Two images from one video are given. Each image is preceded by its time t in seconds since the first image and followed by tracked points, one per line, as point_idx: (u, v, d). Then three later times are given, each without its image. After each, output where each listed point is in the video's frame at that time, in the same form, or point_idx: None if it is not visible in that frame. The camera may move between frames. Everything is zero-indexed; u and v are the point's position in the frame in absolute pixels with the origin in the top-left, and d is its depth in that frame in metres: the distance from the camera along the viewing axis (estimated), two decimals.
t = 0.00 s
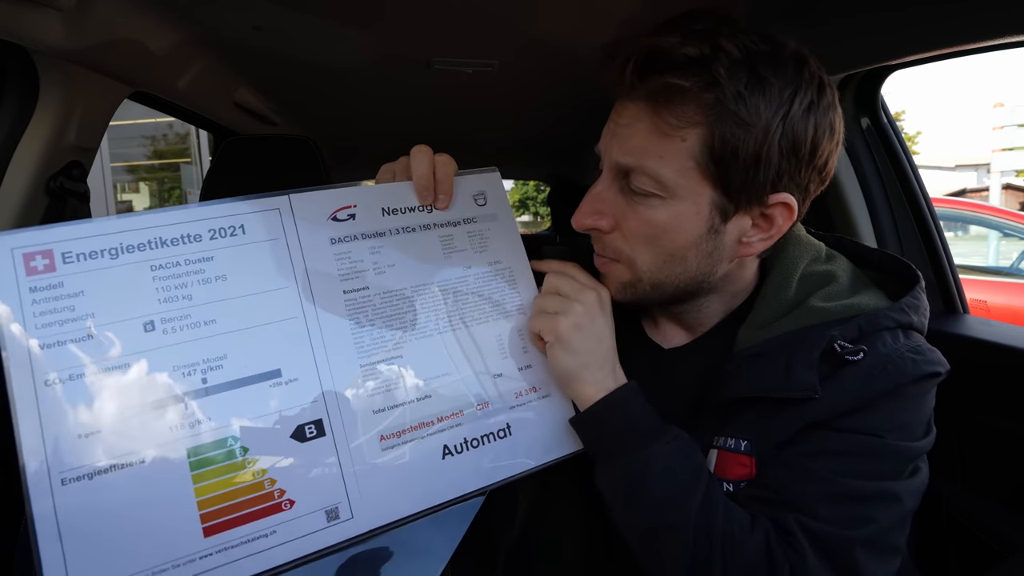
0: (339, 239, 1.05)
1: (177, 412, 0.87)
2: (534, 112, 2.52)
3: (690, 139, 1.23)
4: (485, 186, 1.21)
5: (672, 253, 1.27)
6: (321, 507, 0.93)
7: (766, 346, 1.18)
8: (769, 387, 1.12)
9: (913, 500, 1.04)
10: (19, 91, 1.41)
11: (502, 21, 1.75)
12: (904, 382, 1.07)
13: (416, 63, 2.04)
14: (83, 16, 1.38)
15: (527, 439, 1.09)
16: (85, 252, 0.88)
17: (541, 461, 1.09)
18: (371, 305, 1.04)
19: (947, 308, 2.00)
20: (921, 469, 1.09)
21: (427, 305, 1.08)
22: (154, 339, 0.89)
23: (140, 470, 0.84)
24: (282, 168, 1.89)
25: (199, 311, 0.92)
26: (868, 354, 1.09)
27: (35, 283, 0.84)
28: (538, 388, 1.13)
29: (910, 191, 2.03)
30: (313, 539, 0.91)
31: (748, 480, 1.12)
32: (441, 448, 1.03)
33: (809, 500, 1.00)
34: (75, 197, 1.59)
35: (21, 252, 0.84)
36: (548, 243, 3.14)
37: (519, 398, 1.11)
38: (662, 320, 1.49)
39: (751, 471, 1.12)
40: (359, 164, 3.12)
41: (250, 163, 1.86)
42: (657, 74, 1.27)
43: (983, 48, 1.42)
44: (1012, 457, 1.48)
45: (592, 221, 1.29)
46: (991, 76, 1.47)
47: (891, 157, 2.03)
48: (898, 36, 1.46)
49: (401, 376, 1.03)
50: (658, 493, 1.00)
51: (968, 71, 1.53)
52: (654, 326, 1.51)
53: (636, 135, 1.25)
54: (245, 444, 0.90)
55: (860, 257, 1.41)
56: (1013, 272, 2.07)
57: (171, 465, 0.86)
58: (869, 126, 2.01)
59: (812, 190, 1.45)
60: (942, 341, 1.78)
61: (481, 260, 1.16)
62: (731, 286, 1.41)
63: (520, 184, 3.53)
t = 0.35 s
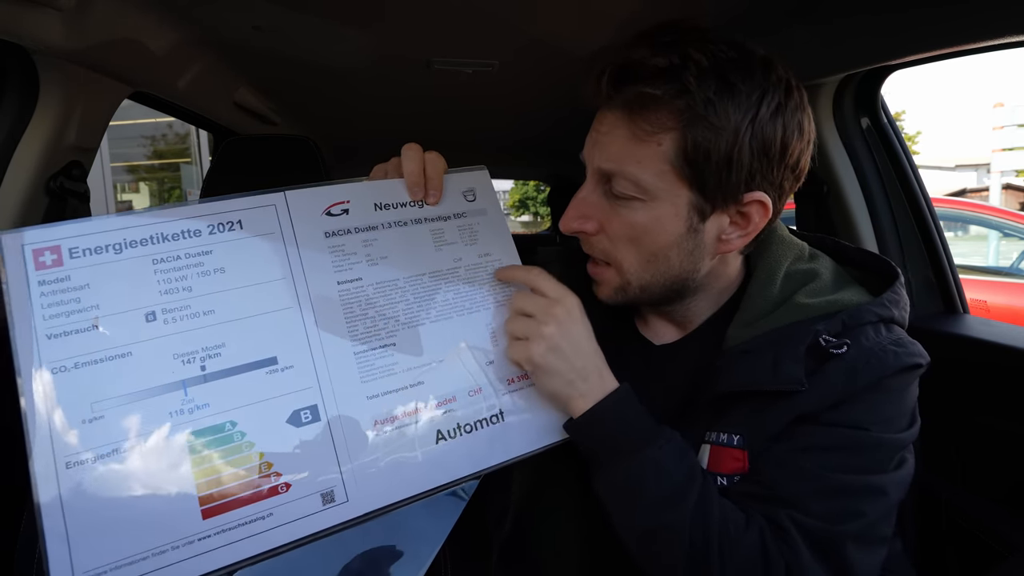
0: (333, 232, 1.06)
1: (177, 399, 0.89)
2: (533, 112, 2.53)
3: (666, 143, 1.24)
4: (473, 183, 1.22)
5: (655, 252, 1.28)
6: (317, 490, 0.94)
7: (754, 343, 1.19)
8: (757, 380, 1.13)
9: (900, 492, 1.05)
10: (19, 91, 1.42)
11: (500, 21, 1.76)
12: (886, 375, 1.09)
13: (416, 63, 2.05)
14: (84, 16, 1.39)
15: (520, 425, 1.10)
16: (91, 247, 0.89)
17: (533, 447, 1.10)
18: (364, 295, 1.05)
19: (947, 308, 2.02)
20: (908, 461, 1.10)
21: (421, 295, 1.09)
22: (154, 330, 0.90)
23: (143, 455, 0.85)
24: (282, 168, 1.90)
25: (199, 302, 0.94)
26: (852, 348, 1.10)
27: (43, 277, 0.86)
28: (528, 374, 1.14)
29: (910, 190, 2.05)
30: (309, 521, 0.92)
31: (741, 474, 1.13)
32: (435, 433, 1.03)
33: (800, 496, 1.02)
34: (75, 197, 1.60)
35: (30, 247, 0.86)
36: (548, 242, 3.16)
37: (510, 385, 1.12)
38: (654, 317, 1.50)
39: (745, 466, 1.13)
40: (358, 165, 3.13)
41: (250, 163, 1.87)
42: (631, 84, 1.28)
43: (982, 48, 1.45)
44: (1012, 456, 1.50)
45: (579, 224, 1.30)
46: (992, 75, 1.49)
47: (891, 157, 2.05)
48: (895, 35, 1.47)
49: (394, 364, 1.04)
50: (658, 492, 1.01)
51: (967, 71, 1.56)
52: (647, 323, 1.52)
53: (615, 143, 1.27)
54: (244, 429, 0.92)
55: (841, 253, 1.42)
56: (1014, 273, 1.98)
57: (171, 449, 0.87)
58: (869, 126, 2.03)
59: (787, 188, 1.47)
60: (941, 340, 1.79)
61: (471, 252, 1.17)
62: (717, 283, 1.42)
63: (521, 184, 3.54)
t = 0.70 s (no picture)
0: (333, 238, 1.07)
1: (183, 404, 0.90)
2: (533, 112, 2.54)
3: (664, 147, 1.25)
4: (474, 186, 1.23)
5: (655, 252, 1.29)
6: (320, 493, 0.95)
7: (753, 342, 1.21)
8: (757, 378, 1.14)
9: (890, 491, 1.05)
10: (19, 91, 1.43)
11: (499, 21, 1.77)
12: (880, 375, 1.09)
13: (415, 62, 2.06)
14: (84, 15, 1.40)
15: (518, 428, 1.11)
16: (96, 254, 0.90)
17: (530, 449, 1.11)
18: (364, 301, 1.06)
19: (947, 308, 2.03)
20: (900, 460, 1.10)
21: (421, 302, 1.10)
22: (159, 336, 0.91)
23: (150, 458, 0.86)
24: (282, 168, 1.91)
25: (203, 309, 0.94)
26: (847, 347, 1.12)
27: (49, 285, 0.87)
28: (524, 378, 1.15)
29: (910, 191, 2.06)
30: (312, 522, 0.93)
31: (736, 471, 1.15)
32: (434, 438, 1.04)
33: (791, 492, 1.03)
34: (75, 197, 1.60)
35: (35, 255, 0.87)
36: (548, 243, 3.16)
37: (508, 390, 1.13)
38: (652, 316, 1.51)
39: (740, 462, 1.15)
40: (358, 165, 3.14)
41: (250, 163, 1.88)
42: (628, 88, 1.29)
43: (982, 48, 1.45)
44: (1010, 456, 1.50)
45: (579, 226, 1.31)
46: (993, 75, 1.51)
47: (891, 157, 2.06)
48: (892, 34, 1.47)
49: (394, 370, 1.04)
50: (649, 488, 1.02)
51: (968, 71, 1.57)
52: (645, 322, 1.53)
53: (614, 145, 1.28)
54: (248, 433, 0.92)
55: (839, 254, 1.43)
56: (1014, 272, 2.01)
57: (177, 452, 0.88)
58: (869, 126, 2.05)
59: (784, 189, 1.47)
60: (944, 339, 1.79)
61: (471, 257, 1.17)
62: (715, 282, 1.43)
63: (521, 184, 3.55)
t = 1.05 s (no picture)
0: (329, 235, 1.05)
1: (170, 407, 0.89)
2: (534, 112, 2.53)
3: (683, 144, 1.23)
4: (479, 181, 1.21)
5: (669, 253, 1.28)
6: (309, 499, 0.94)
7: (765, 345, 1.18)
8: (770, 384, 1.12)
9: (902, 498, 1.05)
10: (19, 92, 1.42)
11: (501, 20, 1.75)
12: (894, 380, 1.08)
13: (416, 62, 2.04)
14: (84, 15, 1.38)
15: (517, 435, 1.10)
16: (81, 248, 0.89)
17: (530, 457, 1.10)
18: (359, 301, 1.04)
19: (947, 307, 2.01)
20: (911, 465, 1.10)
21: (418, 303, 1.08)
22: (147, 335, 0.90)
23: (135, 461, 0.86)
24: (282, 168, 1.90)
25: (192, 307, 0.93)
26: (862, 353, 1.10)
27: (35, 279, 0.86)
28: (527, 385, 1.13)
29: (910, 191, 2.05)
30: (299, 530, 0.93)
31: (748, 478, 1.13)
32: (428, 445, 1.03)
33: (805, 501, 1.01)
34: (75, 197, 1.60)
35: (20, 248, 0.86)
36: (548, 243, 3.16)
37: (509, 396, 1.11)
38: (660, 318, 1.49)
39: (752, 469, 1.13)
40: (358, 165, 3.13)
41: (250, 163, 1.87)
42: (647, 83, 1.28)
43: (981, 48, 1.43)
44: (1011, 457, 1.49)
45: (591, 225, 1.30)
46: (992, 76, 1.48)
47: (891, 157, 2.05)
48: (899, 33, 1.45)
49: (389, 374, 1.03)
50: (662, 497, 1.01)
51: (968, 71, 1.54)
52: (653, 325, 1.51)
53: (631, 141, 1.26)
54: (236, 437, 0.92)
55: (849, 255, 1.41)
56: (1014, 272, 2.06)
57: (163, 456, 0.87)
58: (869, 126, 2.03)
59: (800, 189, 1.46)
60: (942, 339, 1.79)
61: (473, 257, 1.15)
62: (726, 285, 1.42)
63: (521, 184, 3.54)
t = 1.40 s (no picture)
0: (311, 227, 1.01)
1: (125, 422, 0.87)
2: (538, 112, 2.50)
3: (732, 143, 1.18)
4: (487, 167, 1.16)
5: (704, 260, 1.24)
6: (283, 530, 0.92)
7: (792, 359, 1.15)
8: (803, 403, 1.09)
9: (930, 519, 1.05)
10: (19, 91, 1.40)
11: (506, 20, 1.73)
12: (936, 403, 1.05)
13: (419, 62, 2.02)
14: (84, 15, 1.36)
15: (517, 458, 1.07)
16: (28, 239, 0.86)
17: (536, 484, 1.07)
18: (345, 304, 1.00)
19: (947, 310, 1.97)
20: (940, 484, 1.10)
21: (411, 308, 1.04)
22: (102, 340, 0.88)
23: (84, 482, 0.85)
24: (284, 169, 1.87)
25: (150, 310, 0.90)
26: (901, 373, 1.07)
27: None
28: (534, 402, 1.10)
29: (910, 192, 2.01)
30: (272, 562, 0.91)
31: (773, 500, 1.11)
32: (420, 469, 1.00)
33: (837, 530, 1.01)
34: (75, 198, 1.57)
35: None
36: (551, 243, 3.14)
37: (513, 413, 1.08)
38: (677, 326, 1.46)
39: (779, 492, 1.11)
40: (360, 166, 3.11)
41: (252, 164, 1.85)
42: (699, 72, 1.23)
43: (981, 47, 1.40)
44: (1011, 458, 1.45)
45: (619, 227, 1.27)
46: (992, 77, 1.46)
47: (891, 157, 2.01)
48: (911, 33, 1.43)
49: (378, 387, 1.00)
50: (693, 537, 0.99)
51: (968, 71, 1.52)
52: (671, 333, 1.49)
53: (675, 135, 1.21)
54: (199, 459, 0.90)
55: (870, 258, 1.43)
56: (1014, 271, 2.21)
57: (116, 478, 0.86)
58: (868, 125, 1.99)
59: (849, 193, 1.41)
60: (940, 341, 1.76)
61: (478, 253, 1.11)
62: (754, 295, 1.38)
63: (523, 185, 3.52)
